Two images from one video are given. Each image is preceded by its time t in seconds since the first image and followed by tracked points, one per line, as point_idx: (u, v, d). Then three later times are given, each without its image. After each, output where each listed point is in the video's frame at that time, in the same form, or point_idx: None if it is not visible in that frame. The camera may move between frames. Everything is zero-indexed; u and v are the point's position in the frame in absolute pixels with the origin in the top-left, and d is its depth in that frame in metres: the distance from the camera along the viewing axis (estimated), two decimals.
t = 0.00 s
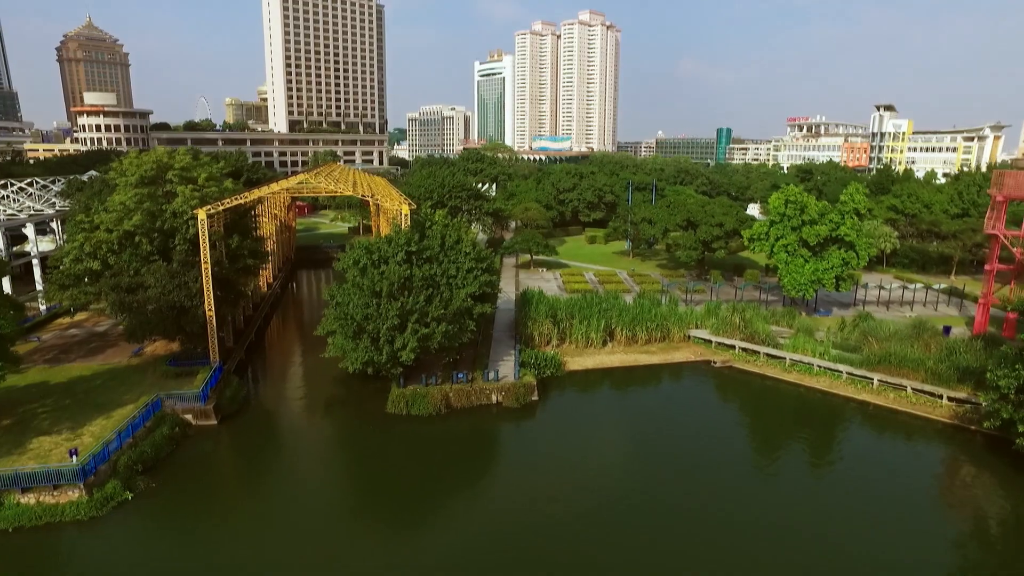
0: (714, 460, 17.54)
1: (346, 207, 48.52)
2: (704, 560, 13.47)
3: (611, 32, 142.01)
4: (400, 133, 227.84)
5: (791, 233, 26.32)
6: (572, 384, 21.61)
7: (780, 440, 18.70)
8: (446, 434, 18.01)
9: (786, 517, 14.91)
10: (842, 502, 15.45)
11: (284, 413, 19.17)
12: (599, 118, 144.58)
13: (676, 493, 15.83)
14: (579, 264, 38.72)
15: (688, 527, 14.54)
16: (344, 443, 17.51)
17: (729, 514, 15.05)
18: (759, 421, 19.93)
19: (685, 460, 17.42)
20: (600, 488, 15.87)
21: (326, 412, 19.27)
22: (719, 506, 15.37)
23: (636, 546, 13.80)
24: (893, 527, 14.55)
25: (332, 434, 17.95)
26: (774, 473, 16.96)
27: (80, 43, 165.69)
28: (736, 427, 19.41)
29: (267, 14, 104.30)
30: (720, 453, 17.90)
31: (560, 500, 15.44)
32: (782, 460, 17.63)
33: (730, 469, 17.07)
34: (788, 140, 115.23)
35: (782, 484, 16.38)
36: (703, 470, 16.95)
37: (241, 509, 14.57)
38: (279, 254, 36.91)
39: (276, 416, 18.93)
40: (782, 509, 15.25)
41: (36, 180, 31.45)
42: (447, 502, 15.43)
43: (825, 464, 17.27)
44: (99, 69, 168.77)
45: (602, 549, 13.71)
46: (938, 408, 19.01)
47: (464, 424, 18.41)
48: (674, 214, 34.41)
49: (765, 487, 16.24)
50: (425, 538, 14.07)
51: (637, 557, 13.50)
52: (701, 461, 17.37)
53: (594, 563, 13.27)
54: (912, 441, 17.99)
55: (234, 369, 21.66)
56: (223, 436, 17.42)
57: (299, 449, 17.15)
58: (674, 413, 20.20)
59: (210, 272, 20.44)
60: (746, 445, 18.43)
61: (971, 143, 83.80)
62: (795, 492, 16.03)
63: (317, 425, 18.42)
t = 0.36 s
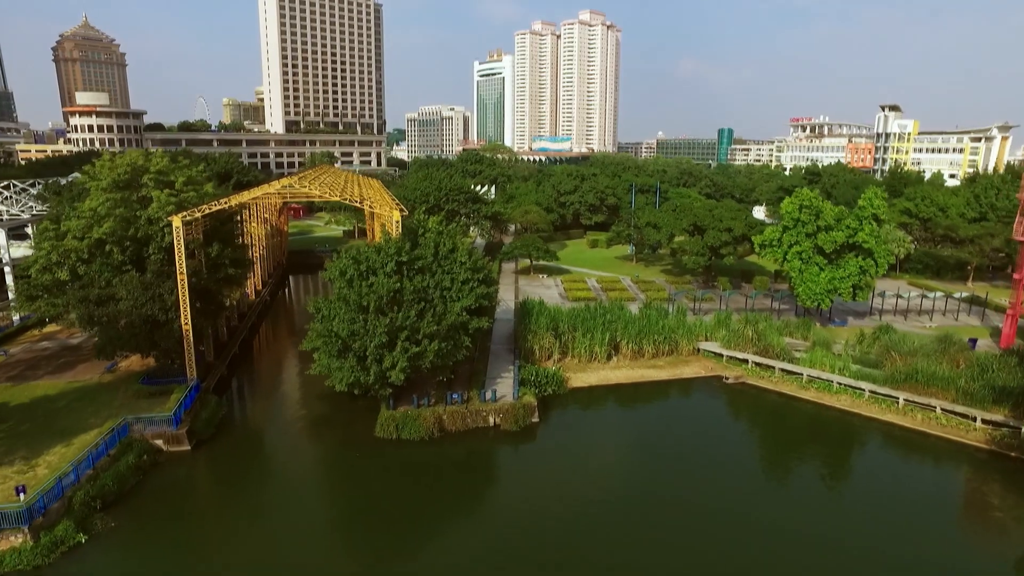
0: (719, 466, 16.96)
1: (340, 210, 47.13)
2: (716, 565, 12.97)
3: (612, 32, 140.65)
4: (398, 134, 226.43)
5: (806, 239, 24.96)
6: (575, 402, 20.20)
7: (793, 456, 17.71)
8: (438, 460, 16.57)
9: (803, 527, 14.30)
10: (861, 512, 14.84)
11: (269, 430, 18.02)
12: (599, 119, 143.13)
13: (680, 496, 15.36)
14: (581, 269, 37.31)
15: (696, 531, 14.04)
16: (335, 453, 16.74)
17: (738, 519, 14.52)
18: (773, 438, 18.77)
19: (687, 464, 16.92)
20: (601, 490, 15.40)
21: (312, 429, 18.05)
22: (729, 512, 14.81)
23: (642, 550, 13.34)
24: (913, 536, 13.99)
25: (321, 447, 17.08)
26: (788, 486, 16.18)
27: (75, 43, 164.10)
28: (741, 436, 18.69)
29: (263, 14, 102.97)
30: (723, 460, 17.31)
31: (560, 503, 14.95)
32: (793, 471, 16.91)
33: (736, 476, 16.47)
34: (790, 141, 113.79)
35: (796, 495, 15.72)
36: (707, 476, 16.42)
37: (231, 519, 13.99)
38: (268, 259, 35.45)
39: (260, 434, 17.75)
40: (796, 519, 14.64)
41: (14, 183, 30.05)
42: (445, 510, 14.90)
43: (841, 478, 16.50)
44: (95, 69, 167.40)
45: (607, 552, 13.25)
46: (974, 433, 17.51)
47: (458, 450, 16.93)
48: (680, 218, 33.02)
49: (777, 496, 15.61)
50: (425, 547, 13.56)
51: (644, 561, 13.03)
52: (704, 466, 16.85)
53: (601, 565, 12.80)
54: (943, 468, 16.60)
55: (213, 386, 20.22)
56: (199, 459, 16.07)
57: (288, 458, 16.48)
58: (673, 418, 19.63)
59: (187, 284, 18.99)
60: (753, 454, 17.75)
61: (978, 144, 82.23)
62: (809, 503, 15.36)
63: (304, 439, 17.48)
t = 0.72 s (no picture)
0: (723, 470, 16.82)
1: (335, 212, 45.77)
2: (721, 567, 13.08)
3: (613, 31, 139.28)
4: (397, 134, 225.11)
5: (822, 245, 23.61)
6: (579, 421, 18.87)
7: (804, 465, 17.18)
8: (432, 490, 15.19)
9: (805, 529, 14.33)
10: (864, 513, 14.81)
11: (253, 451, 16.85)
12: (599, 119, 141.79)
13: (683, 498, 15.39)
14: (583, 274, 35.99)
15: (699, 530, 14.22)
16: (322, 476, 15.62)
17: (740, 519, 14.64)
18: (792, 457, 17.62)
19: (689, 466, 16.87)
20: (602, 489, 15.42)
21: (297, 451, 16.73)
22: (731, 514, 14.86)
23: (648, 552, 13.43)
24: (915, 535, 14.06)
25: (307, 470, 15.89)
26: (795, 493, 15.94)
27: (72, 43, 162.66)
28: (749, 446, 18.09)
29: (260, 12, 101.62)
30: (726, 463, 17.17)
31: (565, 502, 15.00)
32: (803, 480, 16.52)
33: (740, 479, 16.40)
34: (794, 141, 112.35)
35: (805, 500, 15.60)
36: (710, 477, 16.41)
37: (232, 519, 13.97)
38: (258, 264, 34.13)
39: (242, 458, 16.52)
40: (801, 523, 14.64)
41: None
42: (445, 516, 14.55)
43: (853, 484, 16.15)
44: (92, 69, 166.02)
45: (614, 553, 13.35)
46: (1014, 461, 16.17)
47: (452, 478, 15.57)
48: (688, 222, 31.71)
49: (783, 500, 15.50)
50: (427, 551, 13.39)
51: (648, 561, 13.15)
52: (705, 467, 16.79)
53: (608, 568, 12.94)
54: (978, 496, 15.32)
55: (192, 405, 18.81)
56: (175, 488, 14.78)
57: (274, 480, 15.46)
58: (680, 427, 18.96)
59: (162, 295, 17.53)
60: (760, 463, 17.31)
61: (986, 144, 80.65)
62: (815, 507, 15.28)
63: (290, 460, 16.31)
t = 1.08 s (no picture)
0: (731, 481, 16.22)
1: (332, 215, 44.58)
2: (719, 566, 13.01)
3: (614, 31, 137.99)
4: (398, 135, 224.06)
5: (840, 252, 22.29)
6: (584, 442, 17.61)
7: (821, 482, 16.35)
8: (426, 523, 13.94)
9: (811, 535, 14.10)
10: (880, 529, 14.22)
11: (234, 474, 15.73)
12: (601, 120, 140.53)
13: (686, 507, 15.00)
14: (587, 281, 34.75)
15: (700, 535, 14.00)
16: (307, 502, 14.47)
17: (743, 523, 14.45)
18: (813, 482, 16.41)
19: (694, 474, 16.38)
20: (611, 489, 15.51)
21: (281, 478, 15.43)
22: (736, 521, 14.50)
23: (647, 558, 13.20)
24: (927, 545, 13.64)
25: (291, 498, 14.67)
26: (809, 507, 15.33)
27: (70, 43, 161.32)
28: (764, 463, 17.15)
29: (258, 11, 100.45)
30: (731, 470, 16.67)
31: (574, 499, 15.05)
32: (815, 494, 15.87)
33: (749, 489, 15.82)
34: (798, 142, 110.95)
35: (814, 510, 15.15)
36: (715, 485, 15.95)
37: (217, 534, 13.39)
38: (249, 270, 32.86)
39: (223, 484, 15.30)
40: (807, 531, 14.27)
41: None
42: (443, 536, 13.75)
43: (872, 501, 15.46)
44: (91, 69, 164.87)
45: (613, 552, 13.35)
46: None
47: (448, 510, 14.33)
48: (696, 227, 30.46)
49: (794, 513, 14.98)
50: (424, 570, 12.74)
51: (647, 561, 13.12)
52: (711, 476, 16.32)
53: (606, 564, 12.96)
54: (1015, 526, 14.14)
55: (170, 425, 17.47)
56: (146, 519, 13.63)
57: (259, 509, 14.25)
58: (693, 443, 17.96)
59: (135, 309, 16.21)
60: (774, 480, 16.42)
61: (995, 146, 79.10)
62: (825, 518, 14.80)
63: (274, 487, 15.06)
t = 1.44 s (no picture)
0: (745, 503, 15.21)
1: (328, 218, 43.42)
2: (716, 562, 13.00)
3: (617, 30, 136.80)
4: (398, 135, 222.84)
5: (861, 259, 21.03)
6: (589, 465, 16.43)
7: (840, 504, 15.34)
8: (417, 560, 12.76)
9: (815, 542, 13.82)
10: (902, 553, 13.35)
11: (212, 501, 14.56)
12: (603, 120, 139.36)
13: (692, 519, 14.45)
14: (591, 286, 33.56)
15: (710, 554, 13.25)
16: (288, 535, 13.27)
17: (745, 523, 14.32)
18: (839, 512, 15.12)
19: (701, 489, 15.57)
20: (619, 487, 15.55)
21: (262, 507, 14.23)
22: (749, 543, 13.66)
23: (648, 560, 13.02)
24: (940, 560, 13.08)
25: (271, 528, 13.49)
26: (828, 528, 14.45)
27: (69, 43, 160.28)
28: (782, 484, 16.04)
29: (257, 11, 99.37)
30: (745, 487, 15.76)
31: (582, 494, 15.13)
32: (832, 518, 14.87)
33: (759, 505, 15.03)
34: (803, 142, 109.68)
35: (832, 533, 14.20)
36: (722, 498, 15.27)
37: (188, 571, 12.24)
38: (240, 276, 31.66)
39: (199, 512, 14.13)
40: (825, 555, 13.37)
41: None
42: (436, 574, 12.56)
43: (895, 524, 14.50)
44: (89, 70, 163.88)
45: (614, 544, 13.42)
46: None
47: (441, 545, 13.15)
48: (704, 231, 29.25)
49: (812, 537, 14.03)
50: None
51: (646, 554, 13.18)
52: (719, 489, 15.60)
53: (606, 556, 13.02)
54: None
55: (145, 449, 16.15)
56: (110, 556, 12.45)
57: (243, 545, 12.96)
58: (708, 464, 16.74)
59: (107, 325, 14.94)
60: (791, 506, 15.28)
61: (1005, 146, 77.74)
62: (845, 543, 13.83)
63: (257, 519, 13.77)
